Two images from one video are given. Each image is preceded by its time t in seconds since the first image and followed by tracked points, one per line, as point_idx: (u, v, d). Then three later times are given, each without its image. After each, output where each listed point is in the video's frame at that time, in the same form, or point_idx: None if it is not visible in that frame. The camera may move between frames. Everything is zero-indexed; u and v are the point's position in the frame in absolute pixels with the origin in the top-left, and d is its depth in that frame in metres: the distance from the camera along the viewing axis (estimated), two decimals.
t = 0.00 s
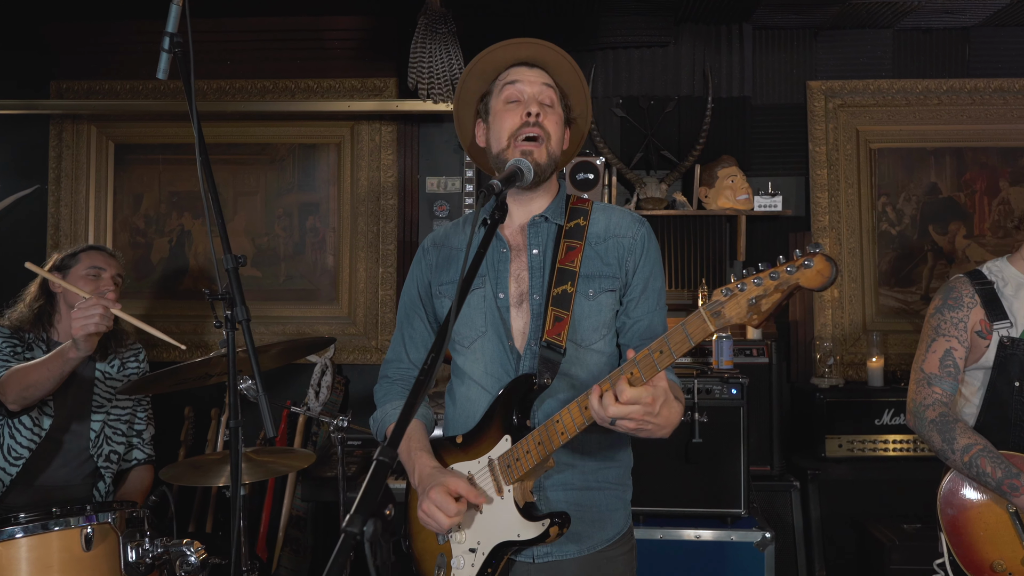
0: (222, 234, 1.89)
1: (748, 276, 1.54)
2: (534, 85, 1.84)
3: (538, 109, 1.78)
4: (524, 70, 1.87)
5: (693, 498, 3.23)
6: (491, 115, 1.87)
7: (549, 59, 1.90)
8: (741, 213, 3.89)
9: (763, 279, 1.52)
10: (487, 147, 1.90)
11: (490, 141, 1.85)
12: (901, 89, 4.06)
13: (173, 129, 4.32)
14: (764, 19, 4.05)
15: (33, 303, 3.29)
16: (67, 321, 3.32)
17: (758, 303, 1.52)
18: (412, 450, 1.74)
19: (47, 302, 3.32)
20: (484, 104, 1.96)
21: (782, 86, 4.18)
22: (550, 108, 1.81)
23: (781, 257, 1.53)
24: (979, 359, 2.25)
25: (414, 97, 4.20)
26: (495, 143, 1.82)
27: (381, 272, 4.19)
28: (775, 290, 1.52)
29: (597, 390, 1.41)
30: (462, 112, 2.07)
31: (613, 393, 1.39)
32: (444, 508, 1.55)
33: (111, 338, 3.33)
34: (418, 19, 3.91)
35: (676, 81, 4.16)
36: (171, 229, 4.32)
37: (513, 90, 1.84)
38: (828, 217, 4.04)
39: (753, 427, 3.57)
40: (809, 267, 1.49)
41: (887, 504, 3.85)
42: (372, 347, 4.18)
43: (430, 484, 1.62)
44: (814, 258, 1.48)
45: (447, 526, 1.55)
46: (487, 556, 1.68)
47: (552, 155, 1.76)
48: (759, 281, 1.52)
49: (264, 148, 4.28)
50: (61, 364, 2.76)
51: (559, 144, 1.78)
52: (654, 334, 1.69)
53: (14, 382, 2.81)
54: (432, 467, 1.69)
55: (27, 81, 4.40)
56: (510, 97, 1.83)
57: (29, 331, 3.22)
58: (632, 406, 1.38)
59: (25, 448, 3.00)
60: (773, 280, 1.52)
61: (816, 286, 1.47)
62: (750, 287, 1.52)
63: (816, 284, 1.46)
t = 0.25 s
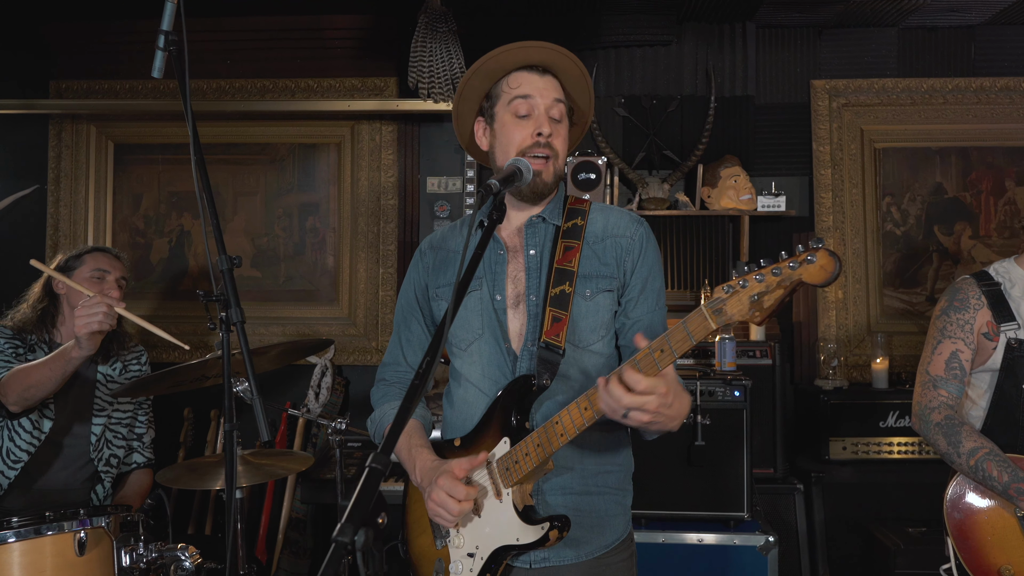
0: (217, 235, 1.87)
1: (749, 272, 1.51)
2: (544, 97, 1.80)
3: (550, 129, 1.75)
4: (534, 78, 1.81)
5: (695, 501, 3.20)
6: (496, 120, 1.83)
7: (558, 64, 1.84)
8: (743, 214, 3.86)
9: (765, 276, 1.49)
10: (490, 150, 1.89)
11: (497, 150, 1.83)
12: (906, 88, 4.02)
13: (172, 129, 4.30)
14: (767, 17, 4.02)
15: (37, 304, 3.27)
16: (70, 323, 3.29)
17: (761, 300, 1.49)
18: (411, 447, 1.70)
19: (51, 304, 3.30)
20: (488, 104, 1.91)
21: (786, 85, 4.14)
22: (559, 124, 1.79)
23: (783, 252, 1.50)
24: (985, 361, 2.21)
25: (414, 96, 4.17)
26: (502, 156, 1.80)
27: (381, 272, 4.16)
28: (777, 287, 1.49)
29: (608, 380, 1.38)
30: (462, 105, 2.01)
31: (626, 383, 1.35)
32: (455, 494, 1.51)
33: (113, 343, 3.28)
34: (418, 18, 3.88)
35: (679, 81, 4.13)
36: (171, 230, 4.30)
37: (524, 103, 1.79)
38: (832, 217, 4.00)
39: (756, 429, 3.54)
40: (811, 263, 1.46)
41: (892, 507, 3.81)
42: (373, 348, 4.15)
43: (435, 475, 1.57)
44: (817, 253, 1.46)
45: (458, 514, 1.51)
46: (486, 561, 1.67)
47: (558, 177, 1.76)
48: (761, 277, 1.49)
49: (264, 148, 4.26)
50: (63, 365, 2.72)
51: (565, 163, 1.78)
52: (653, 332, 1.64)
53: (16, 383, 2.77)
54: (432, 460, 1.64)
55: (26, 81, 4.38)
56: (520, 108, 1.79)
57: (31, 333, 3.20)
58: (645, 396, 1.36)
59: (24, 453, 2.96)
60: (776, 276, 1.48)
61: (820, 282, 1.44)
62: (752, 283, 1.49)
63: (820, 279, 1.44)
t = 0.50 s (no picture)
0: (216, 235, 1.85)
1: (759, 277, 1.49)
2: (546, 98, 1.77)
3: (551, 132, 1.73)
4: (536, 78, 1.79)
5: (700, 503, 3.17)
6: (498, 121, 1.81)
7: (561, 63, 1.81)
8: (748, 213, 3.83)
9: (777, 280, 1.47)
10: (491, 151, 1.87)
11: (499, 153, 1.81)
12: (912, 86, 3.99)
13: (174, 129, 4.29)
14: (772, 15, 3.98)
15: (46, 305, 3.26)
16: (77, 326, 3.29)
17: (772, 304, 1.46)
18: (412, 450, 1.66)
19: (58, 305, 3.29)
20: (490, 104, 1.89)
21: (791, 84, 4.11)
22: (561, 125, 1.77)
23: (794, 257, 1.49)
24: (993, 363, 2.18)
25: (417, 95, 4.15)
26: (504, 159, 1.79)
27: (384, 272, 4.14)
28: (789, 292, 1.47)
29: (655, 362, 1.32)
30: (462, 106, 1.99)
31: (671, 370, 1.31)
32: (465, 498, 1.49)
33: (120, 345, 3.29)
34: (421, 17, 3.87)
35: (682, 80, 4.10)
36: (173, 230, 4.29)
37: (525, 105, 1.77)
38: (838, 217, 3.97)
39: (761, 431, 3.52)
40: (823, 268, 1.45)
41: (898, 510, 3.78)
42: (375, 349, 4.13)
43: (441, 478, 1.54)
44: (830, 259, 1.44)
45: (471, 517, 1.48)
46: (488, 564, 1.65)
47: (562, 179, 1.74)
48: (771, 281, 1.47)
49: (266, 148, 4.25)
50: (73, 371, 2.71)
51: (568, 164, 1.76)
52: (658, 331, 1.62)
53: (24, 387, 2.76)
54: (435, 462, 1.60)
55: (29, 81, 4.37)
56: (521, 110, 1.77)
57: (39, 334, 3.19)
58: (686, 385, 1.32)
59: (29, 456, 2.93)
60: (787, 281, 1.47)
61: (831, 287, 1.43)
62: (762, 288, 1.46)
63: (832, 284, 1.42)
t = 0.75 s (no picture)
0: (217, 235, 1.83)
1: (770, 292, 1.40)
2: (538, 97, 1.76)
3: (538, 131, 1.72)
4: (530, 76, 1.78)
5: (705, 505, 3.15)
6: (491, 117, 1.81)
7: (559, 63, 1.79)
8: (752, 214, 3.81)
9: (787, 297, 1.38)
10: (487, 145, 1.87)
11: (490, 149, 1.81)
12: (918, 86, 3.96)
13: (178, 130, 4.29)
14: (777, 15, 3.97)
15: (56, 306, 3.25)
16: (85, 328, 3.29)
17: (782, 322, 1.38)
18: (415, 453, 1.65)
19: (67, 307, 3.28)
20: (489, 99, 1.89)
21: (796, 83, 4.09)
22: (552, 125, 1.75)
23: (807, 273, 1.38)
24: (999, 363, 2.16)
25: (420, 96, 4.14)
26: (494, 156, 1.79)
27: (387, 273, 4.14)
28: (800, 310, 1.38)
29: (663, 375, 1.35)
30: (467, 97, 1.99)
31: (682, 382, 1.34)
32: (467, 504, 1.48)
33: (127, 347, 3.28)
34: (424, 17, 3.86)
35: (686, 79, 4.09)
36: (177, 230, 4.29)
37: (516, 103, 1.76)
38: (843, 217, 3.95)
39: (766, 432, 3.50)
40: (837, 288, 1.34)
41: (904, 511, 3.75)
42: (379, 349, 4.13)
43: (445, 482, 1.53)
44: (845, 278, 1.33)
45: (473, 523, 1.47)
46: (488, 569, 1.63)
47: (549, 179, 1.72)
48: (783, 299, 1.38)
49: (269, 149, 4.24)
50: (80, 374, 2.70)
51: (558, 165, 1.74)
52: (663, 333, 1.64)
53: (30, 390, 2.77)
54: (438, 466, 1.60)
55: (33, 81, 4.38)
56: (512, 108, 1.76)
57: (45, 335, 3.19)
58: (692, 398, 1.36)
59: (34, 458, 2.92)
60: (798, 299, 1.38)
61: (845, 309, 1.33)
62: (773, 305, 1.38)
63: (845, 307, 1.32)
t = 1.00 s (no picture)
0: (218, 235, 1.83)
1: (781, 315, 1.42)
2: (536, 92, 1.76)
3: (530, 125, 1.72)
4: (531, 72, 1.78)
5: (707, 505, 3.15)
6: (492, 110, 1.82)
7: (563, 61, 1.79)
8: (755, 214, 3.81)
9: (798, 321, 1.40)
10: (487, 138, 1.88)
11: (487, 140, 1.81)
12: (921, 86, 3.95)
13: (181, 130, 4.30)
14: (780, 15, 3.96)
15: (61, 306, 3.26)
16: (91, 329, 3.30)
17: (791, 346, 1.40)
18: (417, 455, 1.65)
19: (72, 307, 3.30)
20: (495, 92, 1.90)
21: (799, 83, 4.09)
22: (548, 121, 1.75)
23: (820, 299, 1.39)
24: (1002, 364, 2.16)
25: (423, 96, 4.15)
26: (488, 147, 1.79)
27: (390, 273, 4.14)
28: (811, 335, 1.39)
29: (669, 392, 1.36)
30: (478, 90, 2.01)
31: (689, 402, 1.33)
32: (470, 506, 1.48)
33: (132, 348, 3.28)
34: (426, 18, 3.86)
35: (689, 79, 4.09)
36: (181, 231, 4.30)
37: (514, 96, 1.76)
38: (846, 217, 3.94)
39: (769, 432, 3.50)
40: (848, 315, 1.34)
41: (907, 513, 3.74)
42: (382, 349, 4.13)
43: (446, 484, 1.53)
44: (856, 306, 1.33)
45: (475, 525, 1.48)
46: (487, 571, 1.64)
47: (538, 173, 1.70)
48: (793, 322, 1.40)
49: (272, 149, 4.25)
50: (85, 374, 2.72)
51: (549, 161, 1.73)
52: (665, 334, 1.67)
53: (35, 391, 2.78)
54: (439, 468, 1.60)
55: (38, 82, 4.39)
56: (510, 101, 1.76)
57: (50, 335, 3.19)
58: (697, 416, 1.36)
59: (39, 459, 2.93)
60: (809, 323, 1.39)
61: (855, 337, 1.32)
62: (783, 328, 1.40)
63: (856, 334, 1.32)
